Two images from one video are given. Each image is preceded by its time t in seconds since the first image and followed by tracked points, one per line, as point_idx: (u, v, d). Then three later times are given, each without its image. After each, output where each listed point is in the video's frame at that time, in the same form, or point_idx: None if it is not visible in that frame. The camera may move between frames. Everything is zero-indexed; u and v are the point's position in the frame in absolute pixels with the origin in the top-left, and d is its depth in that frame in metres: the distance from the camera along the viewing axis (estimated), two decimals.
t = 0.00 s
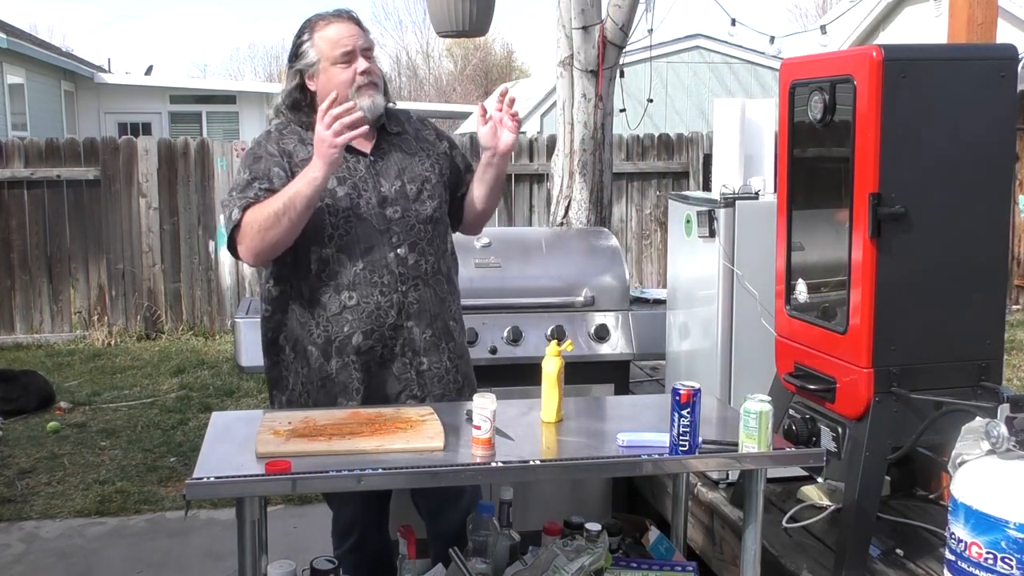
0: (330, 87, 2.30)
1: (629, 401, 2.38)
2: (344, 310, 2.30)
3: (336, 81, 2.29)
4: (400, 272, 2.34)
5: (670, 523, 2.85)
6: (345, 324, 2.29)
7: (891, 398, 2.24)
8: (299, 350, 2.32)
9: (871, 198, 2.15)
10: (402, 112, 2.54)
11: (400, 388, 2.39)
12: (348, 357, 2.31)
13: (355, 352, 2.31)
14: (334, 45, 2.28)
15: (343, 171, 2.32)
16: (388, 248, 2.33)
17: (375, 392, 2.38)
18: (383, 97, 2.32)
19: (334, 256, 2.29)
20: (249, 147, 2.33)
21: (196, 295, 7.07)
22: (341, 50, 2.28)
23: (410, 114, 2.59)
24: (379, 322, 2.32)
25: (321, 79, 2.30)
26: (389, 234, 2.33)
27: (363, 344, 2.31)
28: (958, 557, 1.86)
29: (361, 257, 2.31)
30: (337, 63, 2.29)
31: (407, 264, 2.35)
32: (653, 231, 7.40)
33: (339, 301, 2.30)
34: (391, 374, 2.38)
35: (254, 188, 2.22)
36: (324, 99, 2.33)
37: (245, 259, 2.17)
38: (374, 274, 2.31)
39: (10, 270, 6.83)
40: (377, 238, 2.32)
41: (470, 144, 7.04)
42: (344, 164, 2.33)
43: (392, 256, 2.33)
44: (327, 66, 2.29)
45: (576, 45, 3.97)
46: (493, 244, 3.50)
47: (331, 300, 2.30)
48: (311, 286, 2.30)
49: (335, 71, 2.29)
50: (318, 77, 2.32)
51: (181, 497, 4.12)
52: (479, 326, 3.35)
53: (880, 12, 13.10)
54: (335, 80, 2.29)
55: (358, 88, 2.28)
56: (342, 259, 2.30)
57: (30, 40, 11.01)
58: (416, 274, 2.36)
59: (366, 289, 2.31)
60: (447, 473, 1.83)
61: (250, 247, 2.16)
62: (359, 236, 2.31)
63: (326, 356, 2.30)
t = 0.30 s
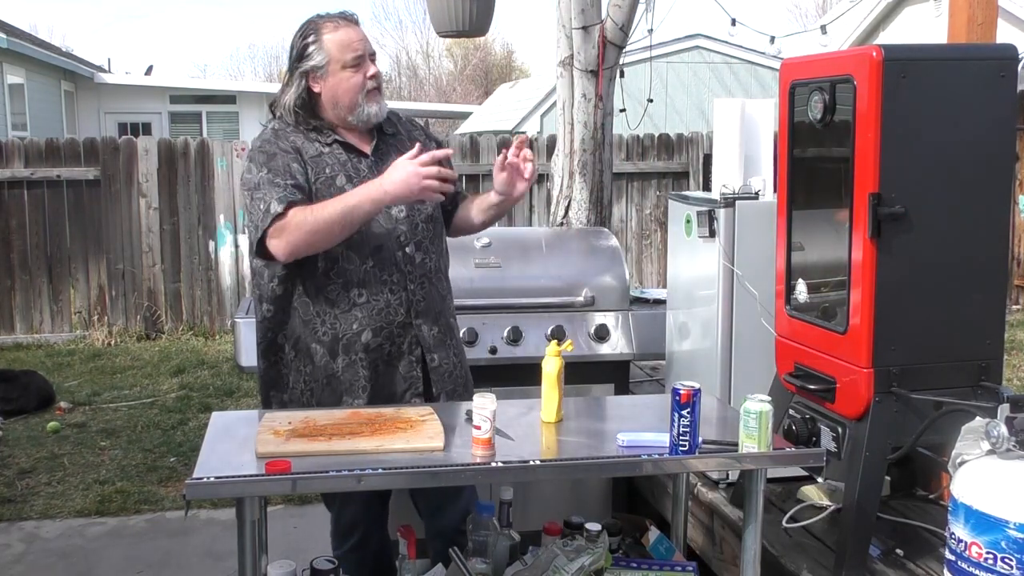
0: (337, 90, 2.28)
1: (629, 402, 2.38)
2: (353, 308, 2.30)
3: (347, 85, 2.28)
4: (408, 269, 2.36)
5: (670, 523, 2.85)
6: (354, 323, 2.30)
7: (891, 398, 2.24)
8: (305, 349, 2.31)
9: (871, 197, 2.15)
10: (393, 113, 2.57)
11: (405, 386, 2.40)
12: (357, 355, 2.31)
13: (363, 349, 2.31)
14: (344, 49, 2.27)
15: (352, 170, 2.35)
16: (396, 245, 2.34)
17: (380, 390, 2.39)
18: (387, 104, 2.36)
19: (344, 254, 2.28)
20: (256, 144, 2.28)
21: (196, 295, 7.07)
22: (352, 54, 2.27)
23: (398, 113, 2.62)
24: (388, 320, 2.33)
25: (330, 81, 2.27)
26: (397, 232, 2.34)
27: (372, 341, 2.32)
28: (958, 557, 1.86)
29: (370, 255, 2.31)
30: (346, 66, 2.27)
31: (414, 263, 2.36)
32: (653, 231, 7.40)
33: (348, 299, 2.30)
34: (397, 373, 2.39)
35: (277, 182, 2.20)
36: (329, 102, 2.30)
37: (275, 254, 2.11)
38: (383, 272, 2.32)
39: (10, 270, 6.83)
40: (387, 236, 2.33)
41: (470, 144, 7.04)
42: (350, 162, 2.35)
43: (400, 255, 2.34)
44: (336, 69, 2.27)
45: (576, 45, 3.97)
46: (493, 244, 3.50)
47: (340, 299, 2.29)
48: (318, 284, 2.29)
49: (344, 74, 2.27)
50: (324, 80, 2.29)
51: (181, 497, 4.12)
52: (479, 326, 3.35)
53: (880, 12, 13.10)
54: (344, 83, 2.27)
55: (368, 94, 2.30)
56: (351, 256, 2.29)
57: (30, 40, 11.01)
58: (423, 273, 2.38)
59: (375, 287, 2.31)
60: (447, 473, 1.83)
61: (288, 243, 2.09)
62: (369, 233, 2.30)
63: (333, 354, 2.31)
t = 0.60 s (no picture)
0: (317, 88, 2.30)
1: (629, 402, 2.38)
2: (351, 309, 2.30)
3: (322, 80, 2.28)
4: (406, 273, 2.36)
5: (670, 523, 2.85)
6: (352, 325, 2.30)
7: (891, 398, 2.24)
8: (302, 350, 2.32)
9: (871, 197, 2.15)
10: (400, 114, 2.55)
11: (402, 388, 2.39)
12: (355, 358, 2.32)
13: (361, 351, 2.32)
14: (319, 45, 2.28)
15: (350, 173, 2.33)
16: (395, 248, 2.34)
17: (378, 392, 2.39)
18: (368, 97, 2.29)
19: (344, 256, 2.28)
20: (256, 145, 2.30)
21: (196, 295, 7.07)
22: (324, 50, 2.28)
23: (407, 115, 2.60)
24: (386, 322, 2.33)
25: (309, 80, 2.31)
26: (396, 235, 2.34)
27: (369, 343, 2.32)
28: (958, 557, 1.86)
29: (368, 258, 2.30)
30: (321, 63, 2.28)
31: (412, 266, 2.37)
32: (653, 231, 7.40)
33: (346, 302, 2.30)
34: (394, 375, 2.39)
35: (272, 188, 2.21)
36: (312, 100, 2.33)
37: (264, 261, 2.15)
38: (381, 275, 2.32)
39: (10, 270, 6.83)
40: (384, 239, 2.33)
41: (470, 144, 7.04)
42: (349, 165, 2.34)
43: (399, 257, 2.34)
44: (312, 67, 2.30)
45: (576, 45, 3.98)
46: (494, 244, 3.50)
47: (339, 300, 2.30)
48: (316, 286, 2.29)
49: (319, 71, 2.29)
50: (308, 80, 2.33)
51: (181, 497, 4.12)
52: (478, 326, 3.34)
53: (880, 12, 13.09)
54: (320, 80, 2.29)
55: (341, 88, 2.27)
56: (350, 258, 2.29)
57: (30, 40, 11.01)
58: (420, 276, 2.39)
59: (373, 289, 2.32)
60: (447, 473, 1.83)
61: (275, 254, 2.14)
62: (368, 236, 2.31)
63: (331, 356, 2.31)
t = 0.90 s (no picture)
0: (313, 86, 2.31)
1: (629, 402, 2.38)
2: (334, 311, 2.31)
3: (316, 80, 2.29)
4: (392, 277, 2.35)
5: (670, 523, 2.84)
6: (336, 326, 2.30)
7: (891, 398, 2.24)
8: (289, 350, 2.33)
9: (871, 198, 2.15)
10: (405, 114, 2.53)
11: (387, 391, 2.38)
12: (338, 360, 2.32)
13: (344, 353, 2.32)
14: (316, 45, 2.30)
15: (340, 174, 2.33)
16: (380, 252, 2.33)
17: (363, 394, 2.39)
18: (363, 96, 2.30)
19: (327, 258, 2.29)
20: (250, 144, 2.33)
21: (196, 295, 7.07)
22: (320, 49, 2.29)
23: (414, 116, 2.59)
24: (369, 325, 2.33)
25: (305, 78, 2.32)
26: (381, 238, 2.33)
27: (352, 346, 2.32)
28: (958, 557, 1.86)
29: (352, 260, 2.31)
30: (318, 62, 2.30)
31: (398, 270, 2.35)
32: (653, 231, 7.41)
33: (329, 303, 2.31)
34: (379, 378, 2.38)
35: (259, 191, 2.24)
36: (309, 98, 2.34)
37: (246, 261, 2.19)
38: (365, 278, 2.32)
39: (10, 270, 6.83)
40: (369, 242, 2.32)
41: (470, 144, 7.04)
42: (340, 167, 2.34)
43: (384, 261, 2.33)
44: (309, 65, 2.31)
45: (576, 45, 3.98)
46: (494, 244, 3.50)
47: (323, 302, 2.31)
48: (303, 286, 2.30)
49: (315, 70, 2.30)
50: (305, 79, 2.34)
51: (181, 497, 4.12)
52: (478, 326, 3.35)
53: (880, 12, 13.09)
54: (316, 79, 2.30)
55: (335, 87, 2.28)
56: (334, 261, 2.29)
57: (30, 40, 11.01)
58: (407, 281, 2.37)
59: (357, 292, 2.31)
60: (447, 473, 1.83)
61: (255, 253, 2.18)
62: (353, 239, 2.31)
63: (316, 356, 2.32)
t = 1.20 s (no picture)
0: (311, 85, 2.31)
1: (630, 402, 2.38)
2: (321, 313, 2.31)
3: (314, 79, 2.30)
4: (378, 280, 2.34)
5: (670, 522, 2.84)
6: (322, 328, 2.31)
7: (891, 398, 2.24)
8: (282, 351, 2.35)
9: (871, 198, 2.15)
10: (404, 115, 2.53)
11: (375, 394, 2.37)
12: (326, 361, 2.32)
13: (331, 355, 2.32)
14: (316, 44, 2.30)
15: (331, 177, 2.34)
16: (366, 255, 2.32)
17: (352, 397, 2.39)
18: (359, 98, 2.29)
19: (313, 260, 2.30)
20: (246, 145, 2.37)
21: (196, 295, 7.07)
22: (321, 50, 2.29)
23: (414, 117, 2.59)
24: (355, 327, 2.32)
25: (304, 77, 2.33)
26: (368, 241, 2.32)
27: (339, 348, 2.32)
28: (958, 557, 1.86)
29: (339, 263, 2.31)
30: (317, 62, 2.30)
31: (384, 273, 2.34)
32: (653, 231, 7.41)
33: (315, 305, 2.31)
34: (367, 381, 2.36)
35: (248, 194, 2.28)
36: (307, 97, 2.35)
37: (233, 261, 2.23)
38: (351, 281, 2.32)
39: (10, 270, 6.83)
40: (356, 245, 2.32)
41: (470, 144, 7.04)
42: (332, 169, 2.34)
43: (371, 264, 2.33)
44: (308, 65, 2.32)
45: (576, 45, 3.98)
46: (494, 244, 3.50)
47: (309, 303, 2.31)
48: (294, 287, 2.32)
49: (313, 70, 2.30)
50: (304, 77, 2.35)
51: (181, 497, 4.12)
52: (478, 327, 3.35)
53: (880, 12, 13.09)
54: (314, 79, 2.30)
55: (332, 88, 2.28)
56: (321, 263, 2.30)
57: (30, 40, 11.01)
58: (394, 284, 2.35)
59: (343, 293, 2.31)
60: (447, 473, 1.83)
61: (240, 254, 2.22)
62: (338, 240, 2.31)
63: (306, 357, 2.33)
